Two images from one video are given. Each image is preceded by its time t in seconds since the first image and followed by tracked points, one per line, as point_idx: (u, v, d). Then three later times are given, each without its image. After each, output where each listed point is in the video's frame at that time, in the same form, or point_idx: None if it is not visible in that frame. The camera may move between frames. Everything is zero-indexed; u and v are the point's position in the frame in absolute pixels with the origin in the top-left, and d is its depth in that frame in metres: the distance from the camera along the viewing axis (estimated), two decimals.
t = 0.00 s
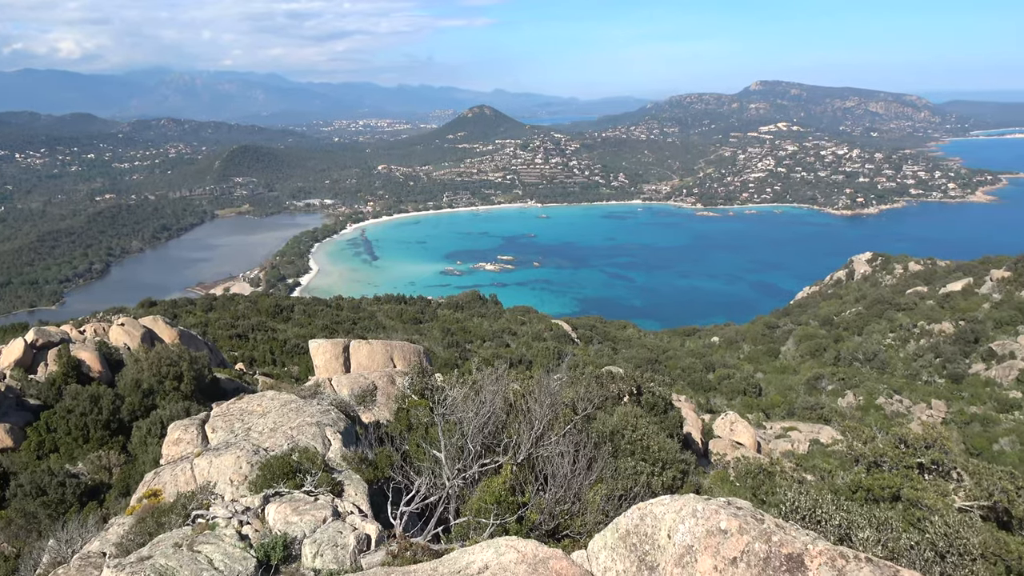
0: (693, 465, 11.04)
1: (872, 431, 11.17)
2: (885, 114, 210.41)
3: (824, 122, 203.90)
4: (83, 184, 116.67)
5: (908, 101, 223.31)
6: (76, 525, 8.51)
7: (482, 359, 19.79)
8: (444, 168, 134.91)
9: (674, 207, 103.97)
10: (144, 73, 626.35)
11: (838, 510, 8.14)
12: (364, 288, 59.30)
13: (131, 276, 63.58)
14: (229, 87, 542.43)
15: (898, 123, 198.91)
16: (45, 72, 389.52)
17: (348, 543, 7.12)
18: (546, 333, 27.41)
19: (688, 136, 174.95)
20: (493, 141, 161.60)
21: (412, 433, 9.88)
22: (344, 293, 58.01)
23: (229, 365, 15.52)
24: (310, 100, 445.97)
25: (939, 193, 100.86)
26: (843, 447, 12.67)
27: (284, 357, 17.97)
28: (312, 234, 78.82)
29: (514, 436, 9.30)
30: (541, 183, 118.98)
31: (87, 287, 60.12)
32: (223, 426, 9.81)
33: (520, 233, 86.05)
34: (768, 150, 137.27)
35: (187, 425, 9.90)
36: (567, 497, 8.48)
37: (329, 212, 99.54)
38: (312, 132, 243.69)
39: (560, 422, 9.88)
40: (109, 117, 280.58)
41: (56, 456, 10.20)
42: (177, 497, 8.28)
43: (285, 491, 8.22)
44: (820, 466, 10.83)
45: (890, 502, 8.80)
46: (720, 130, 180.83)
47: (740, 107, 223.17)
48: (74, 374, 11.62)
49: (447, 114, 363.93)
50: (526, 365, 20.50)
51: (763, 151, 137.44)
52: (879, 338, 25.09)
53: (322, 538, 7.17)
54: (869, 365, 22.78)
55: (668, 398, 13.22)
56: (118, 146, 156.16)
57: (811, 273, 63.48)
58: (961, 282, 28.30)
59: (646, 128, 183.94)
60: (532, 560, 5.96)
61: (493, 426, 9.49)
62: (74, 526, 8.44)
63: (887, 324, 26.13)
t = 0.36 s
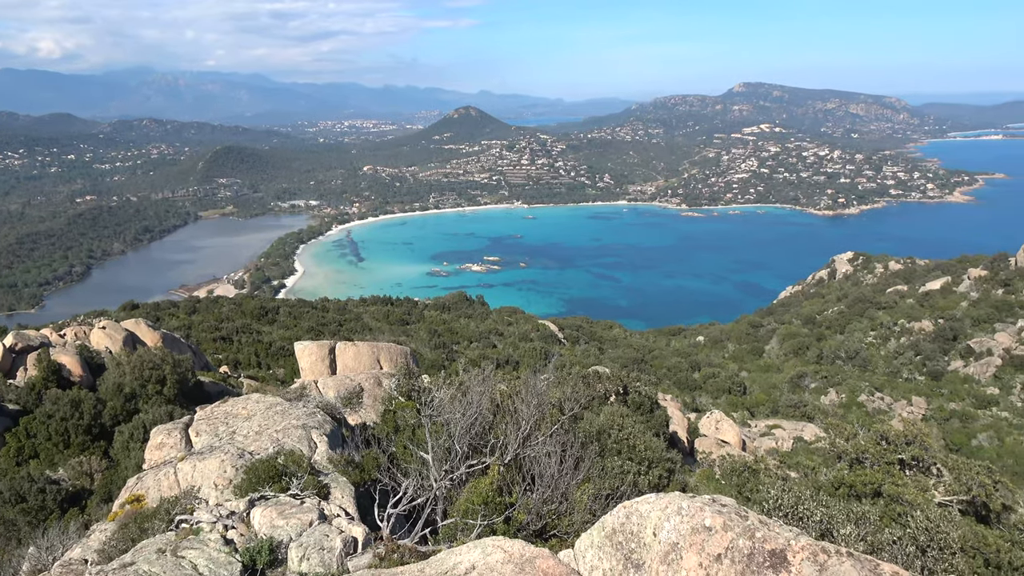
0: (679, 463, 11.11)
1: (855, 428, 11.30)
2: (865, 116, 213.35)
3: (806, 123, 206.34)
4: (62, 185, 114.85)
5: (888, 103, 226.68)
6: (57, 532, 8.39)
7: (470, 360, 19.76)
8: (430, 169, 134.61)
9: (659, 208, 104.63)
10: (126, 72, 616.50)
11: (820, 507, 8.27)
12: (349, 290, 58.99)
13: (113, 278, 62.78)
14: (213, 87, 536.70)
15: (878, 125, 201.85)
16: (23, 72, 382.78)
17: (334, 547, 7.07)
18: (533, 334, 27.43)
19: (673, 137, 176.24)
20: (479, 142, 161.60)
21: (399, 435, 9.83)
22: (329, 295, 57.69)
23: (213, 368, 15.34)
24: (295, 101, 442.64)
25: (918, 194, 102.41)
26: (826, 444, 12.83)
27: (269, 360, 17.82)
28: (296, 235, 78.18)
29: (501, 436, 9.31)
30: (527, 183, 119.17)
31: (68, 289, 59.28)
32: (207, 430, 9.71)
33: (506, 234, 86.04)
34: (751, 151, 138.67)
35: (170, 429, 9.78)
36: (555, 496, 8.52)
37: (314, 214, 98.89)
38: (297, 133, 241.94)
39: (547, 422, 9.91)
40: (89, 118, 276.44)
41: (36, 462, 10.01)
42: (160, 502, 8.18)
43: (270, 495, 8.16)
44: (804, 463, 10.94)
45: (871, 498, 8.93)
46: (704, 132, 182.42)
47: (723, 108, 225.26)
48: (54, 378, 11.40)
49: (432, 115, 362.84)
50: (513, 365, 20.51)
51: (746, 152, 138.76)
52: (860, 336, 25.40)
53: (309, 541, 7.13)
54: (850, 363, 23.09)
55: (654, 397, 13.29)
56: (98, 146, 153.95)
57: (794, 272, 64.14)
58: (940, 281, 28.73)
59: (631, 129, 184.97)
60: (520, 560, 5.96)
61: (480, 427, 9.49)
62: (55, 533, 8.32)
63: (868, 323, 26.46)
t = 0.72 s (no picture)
0: (663, 462, 11.14)
1: (837, 425, 11.39)
2: (845, 117, 215.98)
3: (787, 124, 208.47)
4: (41, 188, 113.25)
5: (867, 104, 229.58)
6: (37, 539, 8.26)
7: (455, 362, 19.75)
8: (415, 170, 134.45)
9: (644, 209, 105.12)
10: (109, 73, 609.66)
11: (804, 505, 8.34)
12: (334, 291, 58.74)
13: (93, 282, 62.03)
14: (197, 88, 532.13)
15: (858, 127, 204.51)
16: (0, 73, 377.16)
17: (319, 549, 7.03)
18: (518, 334, 27.47)
19: (656, 138, 177.38)
20: (464, 144, 161.64)
21: (384, 437, 9.82)
22: (314, 297, 57.39)
23: (195, 372, 15.22)
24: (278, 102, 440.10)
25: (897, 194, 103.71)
26: (809, 442, 12.93)
27: (253, 363, 17.71)
28: (280, 237, 77.69)
29: (487, 437, 9.30)
30: (512, 185, 119.36)
31: (47, 293, 58.49)
32: (190, 433, 9.61)
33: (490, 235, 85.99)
34: (733, 152, 139.75)
35: (152, 433, 9.67)
36: (540, 497, 8.55)
37: (297, 215, 98.43)
38: (280, 134, 240.54)
39: (532, 423, 9.92)
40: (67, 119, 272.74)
41: (15, 468, 9.85)
42: (143, 507, 8.09)
43: (254, 499, 8.08)
44: (788, 462, 11.01)
45: (854, 496, 9.00)
46: (687, 133, 183.80)
47: (705, 110, 227.12)
48: (35, 383, 11.25)
49: (417, 117, 362.47)
50: (498, 366, 20.53)
51: (729, 153, 139.87)
52: (842, 334, 25.64)
53: (293, 545, 7.07)
54: (832, 361, 23.32)
55: (639, 397, 13.31)
56: (78, 148, 152.12)
57: (777, 272, 64.68)
58: (919, 279, 29.08)
59: (615, 129, 185.85)
60: (505, 561, 5.93)
61: (466, 428, 9.47)
62: (35, 539, 8.20)
63: (850, 322, 26.70)
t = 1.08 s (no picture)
0: (648, 463, 11.14)
1: (820, 424, 11.47)
2: (826, 119, 218.12)
3: (768, 125, 210.44)
4: (20, 191, 111.86)
5: (848, 105, 232.16)
6: (16, 545, 8.15)
7: (439, 363, 19.74)
8: (398, 171, 134.34)
9: (627, 209, 105.50)
10: (78, 73, 600.41)
11: (789, 503, 8.39)
12: (317, 293, 58.56)
13: (73, 285, 61.49)
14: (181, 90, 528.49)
15: (838, 127, 206.66)
16: None
17: (303, 553, 6.97)
18: (502, 336, 27.50)
19: (639, 139, 178.27)
20: (447, 145, 161.70)
21: (368, 439, 9.81)
22: (298, 299, 57.16)
23: (178, 374, 15.13)
24: (262, 104, 438.06)
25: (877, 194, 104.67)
26: (792, 441, 13.01)
27: (236, 366, 17.63)
28: (263, 239, 77.30)
29: (472, 438, 9.31)
30: (495, 186, 119.45)
31: (26, 296, 57.92)
32: (172, 438, 9.53)
33: (475, 237, 85.96)
34: (716, 153, 140.61)
35: (134, 437, 9.58)
36: (525, 498, 8.56)
37: (281, 217, 98.08)
38: (263, 136, 239.34)
39: (518, 424, 9.92)
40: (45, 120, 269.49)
41: None
42: (125, 512, 8.03)
43: (237, 502, 8.02)
44: (771, 460, 11.07)
45: (836, 493, 9.07)
46: (670, 134, 184.80)
47: (687, 111, 228.88)
48: (13, 388, 11.07)
49: (401, 118, 362.63)
50: (482, 368, 20.53)
51: (711, 153, 140.84)
52: (824, 333, 25.82)
53: (277, 548, 7.02)
54: (814, 360, 23.49)
55: (624, 398, 13.34)
56: (58, 150, 150.60)
57: (761, 271, 65.09)
58: (899, 279, 29.31)
59: (598, 130, 186.53)
60: (490, 562, 5.91)
61: (451, 429, 9.46)
62: (15, 546, 8.08)
63: (831, 321, 26.87)
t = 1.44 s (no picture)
0: (632, 462, 11.15)
1: (802, 422, 11.52)
2: (807, 119, 220.16)
3: (749, 127, 212.07)
4: None
5: (828, 106, 234.57)
6: None
7: (424, 365, 19.71)
8: (382, 172, 134.17)
9: (611, 210, 105.75)
10: (60, 74, 594.67)
11: (772, 501, 8.43)
12: (300, 295, 58.33)
13: (54, 288, 60.97)
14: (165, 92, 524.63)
15: (819, 128, 208.49)
16: None
17: (287, 556, 6.94)
18: (487, 337, 27.51)
19: (621, 140, 178.98)
20: (430, 146, 161.69)
21: (353, 442, 9.79)
22: (281, 301, 56.92)
23: (160, 378, 15.02)
24: (246, 105, 435.67)
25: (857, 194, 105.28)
26: (774, 439, 13.06)
27: (219, 369, 17.53)
28: (245, 241, 76.93)
29: (456, 439, 9.30)
30: (478, 187, 119.42)
31: (6, 300, 57.35)
32: (154, 441, 9.45)
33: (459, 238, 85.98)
34: (699, 154, 141.31)
35: (116, 441, 9.52)
36: (510, 499, 8.56)
37: (263, 219, 97.68)
38: (246, 137, 237.77)
39: (502, 425, 9.92)
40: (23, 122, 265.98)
41: None
42: (106, 517, 7.95)
43: (220, 506, 7.95)
44: (754, 459, 11.11)
45: (819, 492, 9.11)
46: (652, 135, 185.58)
47: (670, 112, 230.30)
48: None
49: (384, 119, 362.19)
50: (467, 369, 20.51)
51: (693, 154, 141.59)
52: (807, 332, 25.92)
53: (261, 552, 6.98)
54: (797, 359, 23.61)
55: (608, 398, 13.36)
56: (37, 152, 149.05)
57: (744, 271, 65.44)
58: (880, 278, 29.50)
59: (581, 131, 187.03)
60: (474, 564, 5.89)
61: (435, 431, 9.45)
62: None
63: (814, 320, 26.99)
